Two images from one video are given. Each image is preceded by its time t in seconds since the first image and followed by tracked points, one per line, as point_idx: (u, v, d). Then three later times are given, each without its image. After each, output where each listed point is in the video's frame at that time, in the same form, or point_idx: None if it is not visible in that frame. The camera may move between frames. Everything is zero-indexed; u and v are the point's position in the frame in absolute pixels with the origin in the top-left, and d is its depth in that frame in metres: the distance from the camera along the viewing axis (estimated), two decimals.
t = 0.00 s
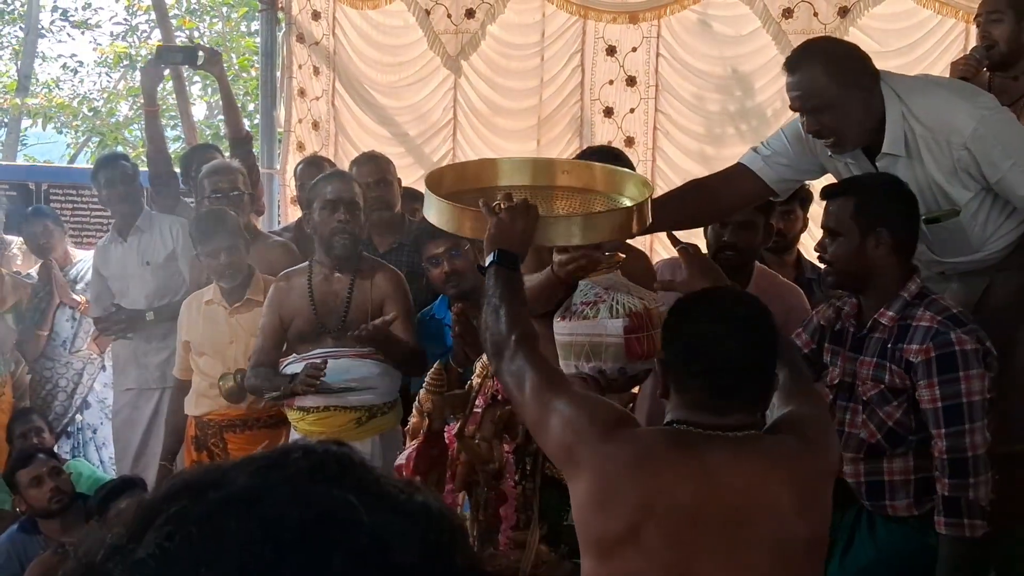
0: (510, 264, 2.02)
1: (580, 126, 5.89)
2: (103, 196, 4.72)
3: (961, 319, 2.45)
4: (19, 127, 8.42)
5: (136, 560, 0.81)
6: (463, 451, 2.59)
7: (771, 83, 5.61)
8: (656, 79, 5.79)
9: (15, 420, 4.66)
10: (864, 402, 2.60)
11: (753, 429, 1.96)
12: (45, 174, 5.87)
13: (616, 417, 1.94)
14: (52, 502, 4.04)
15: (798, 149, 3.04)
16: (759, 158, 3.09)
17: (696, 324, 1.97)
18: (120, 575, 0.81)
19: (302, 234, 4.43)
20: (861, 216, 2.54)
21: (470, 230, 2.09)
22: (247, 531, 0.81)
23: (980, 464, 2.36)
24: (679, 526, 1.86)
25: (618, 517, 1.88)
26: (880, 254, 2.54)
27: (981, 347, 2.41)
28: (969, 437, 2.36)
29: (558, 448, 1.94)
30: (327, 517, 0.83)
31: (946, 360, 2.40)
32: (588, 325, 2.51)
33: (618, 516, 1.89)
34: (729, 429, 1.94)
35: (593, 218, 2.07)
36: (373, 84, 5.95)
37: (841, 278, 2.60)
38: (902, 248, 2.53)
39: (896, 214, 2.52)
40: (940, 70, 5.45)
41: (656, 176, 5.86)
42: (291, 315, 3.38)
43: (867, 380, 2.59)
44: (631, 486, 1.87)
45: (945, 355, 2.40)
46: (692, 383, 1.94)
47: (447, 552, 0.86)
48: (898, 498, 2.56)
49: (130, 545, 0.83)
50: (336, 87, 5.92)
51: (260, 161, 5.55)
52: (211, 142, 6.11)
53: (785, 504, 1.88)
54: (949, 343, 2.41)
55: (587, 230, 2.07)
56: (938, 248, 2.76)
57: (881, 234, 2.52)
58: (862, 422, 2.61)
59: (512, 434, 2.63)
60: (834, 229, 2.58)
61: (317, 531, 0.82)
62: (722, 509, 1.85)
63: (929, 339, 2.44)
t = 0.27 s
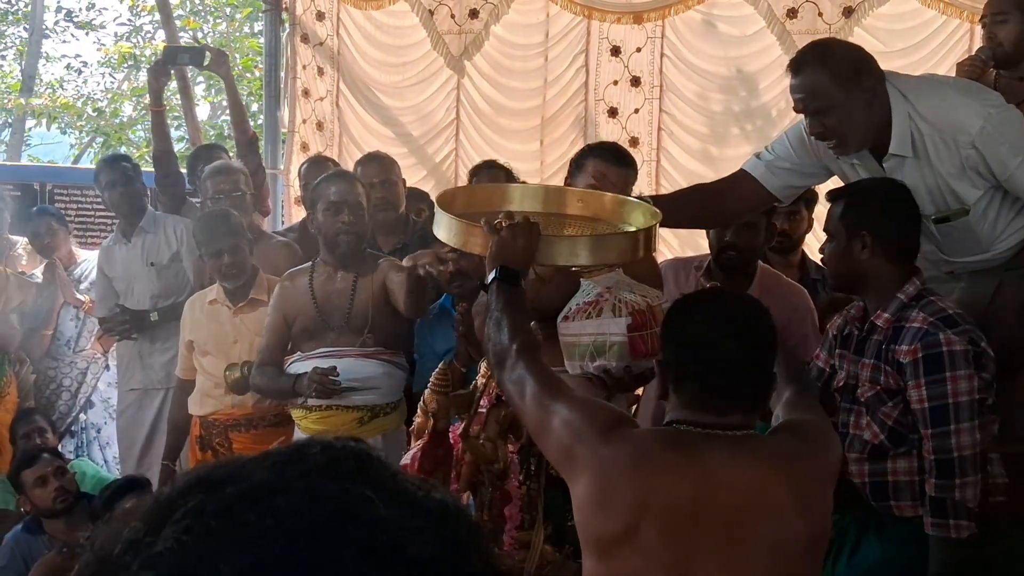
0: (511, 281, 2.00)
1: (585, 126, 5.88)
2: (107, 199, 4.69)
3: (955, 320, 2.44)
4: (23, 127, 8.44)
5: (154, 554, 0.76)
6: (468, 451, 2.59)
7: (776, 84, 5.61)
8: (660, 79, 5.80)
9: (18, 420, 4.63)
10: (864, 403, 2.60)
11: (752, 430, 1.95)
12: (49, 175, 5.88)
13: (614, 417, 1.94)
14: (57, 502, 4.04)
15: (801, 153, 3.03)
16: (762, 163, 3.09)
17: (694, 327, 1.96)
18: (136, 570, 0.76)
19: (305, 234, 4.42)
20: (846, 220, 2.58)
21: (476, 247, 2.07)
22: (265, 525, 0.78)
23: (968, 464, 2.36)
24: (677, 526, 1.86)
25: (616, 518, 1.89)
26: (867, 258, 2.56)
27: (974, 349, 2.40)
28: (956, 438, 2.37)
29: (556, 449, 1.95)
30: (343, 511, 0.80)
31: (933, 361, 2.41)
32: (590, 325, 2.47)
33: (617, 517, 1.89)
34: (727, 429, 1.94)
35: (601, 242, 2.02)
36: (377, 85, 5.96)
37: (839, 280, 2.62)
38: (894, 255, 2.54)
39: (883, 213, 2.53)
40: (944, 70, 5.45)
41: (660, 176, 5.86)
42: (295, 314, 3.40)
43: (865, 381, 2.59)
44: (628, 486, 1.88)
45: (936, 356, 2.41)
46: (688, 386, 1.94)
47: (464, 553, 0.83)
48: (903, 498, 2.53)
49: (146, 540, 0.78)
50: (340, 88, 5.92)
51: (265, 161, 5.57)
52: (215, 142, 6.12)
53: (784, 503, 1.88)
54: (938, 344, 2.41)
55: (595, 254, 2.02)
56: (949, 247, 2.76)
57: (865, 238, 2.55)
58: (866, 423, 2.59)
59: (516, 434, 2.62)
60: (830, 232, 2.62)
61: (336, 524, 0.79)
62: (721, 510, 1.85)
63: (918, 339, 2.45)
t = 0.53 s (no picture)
0: (532, 275, 1.97)
1: (588, 124, 5.89)
2: (110, 199, 4.68)
3: (959, 311, 2.44)
4: (27, 127, 8.46)
5: (207, 554, 0.69)
6: (471, 451, 2.60)
7: (781, 82, 5.60)
8: (665, 78, 5.79)
9: (20, 421, 4.61)
10: (867, 397, 2.60)
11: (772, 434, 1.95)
12: (54, 175, 5.89)
13: (629, 412, 1.95)
14: (61, 501, 4.04)
15: (809, 154, 3.06)
16: (772, 168, 3.12)
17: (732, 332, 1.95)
18: (188, 570, 0.70)
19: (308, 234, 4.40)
20: (870, 212, 2.54)
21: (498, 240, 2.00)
22: (307, 519, 0.70)
23: (964, 453, 2.36)
24: (688, 524, 1.86)
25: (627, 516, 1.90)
26: (893, 254, 2.55)
27: (976, 340, 2.39)
28: (954, 426, 2.36)
29: (571, 440, 1.96)
30: (391, 505, 0.72)
31: (933, 349, 2.41)
32: (589, 318, 2.51)
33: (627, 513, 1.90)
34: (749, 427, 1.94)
35: (623, 259, 1.97)
36: (381, 83, 5.96)
37: (851, 277, 2.61)
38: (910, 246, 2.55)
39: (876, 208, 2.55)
40: (949, 69, 5.44)
41: (664, 175, 5.85)
42: (300, 316, 3.41)
43: (868, 373, 2.60)
44: (641, 479, 1.89)
45: (937, 344, 2.40)
46: (719, 381, 1.94)
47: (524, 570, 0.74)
48: (907, 493, 2.52)
49: (199, 538, 0.72)
50: (344, 87, 5.93)
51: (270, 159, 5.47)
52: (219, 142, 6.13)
53: (795, 504, 1.88)
54: (938, 333, 2.41)
55: (614, 268, 1.97)
56: (948, 248, 2.77)
57: (894, 233, 2.54)
58: (869, 416, 2.60)
59: (520, 433, 2.61)
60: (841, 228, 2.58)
61: (386, 523, 0.70)
62: (732, 506, 1.85)
63: (919, 329, 2.45)
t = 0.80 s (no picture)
0: (560, 289, 2.08)
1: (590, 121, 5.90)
2: (111, 198, 4.78)
3: (971, 305, 2.45)
4: (30, 126, 8.47)
5: (293, 548, 0.71)
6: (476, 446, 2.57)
7: (784, 80, 5.60)
8: (667, 76, 5.80)
9: (19, 420, 4.61)
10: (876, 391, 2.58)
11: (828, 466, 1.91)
12: (56, 174, 5.93)
13: (694, 406, 1.88)
14: (65, 498, 4.04)
15: (814, 167, 2.97)
16: (778, 184, 3.00)
17: (806, 368, 1.98)
18: (272, 565, 0.72)
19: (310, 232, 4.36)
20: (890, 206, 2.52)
21: (520, 262, 2.15)
22: (417, 519, 0.71)
23: (988, 442, 2.34)
24: (736, 523, 1.78)
25: (670, 508, 1.80)
26: (906, 247, 2.54)
27: (990, 332, 2.40)
28: (976, 416, 2.35)
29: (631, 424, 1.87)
30: (495, 507, 0.73)
31: (950, 340, 2.40)
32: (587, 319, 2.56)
33: (673, 502, 1.81)
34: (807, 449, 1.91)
35: (638, 271, 2.11)
36: (384, 81, 5.96)
37: (865, 270, 2.60)
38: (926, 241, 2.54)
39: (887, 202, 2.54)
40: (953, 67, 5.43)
41: (667, 173, 5.85)
42: (303, 316, 3.40)
43: (878, 366, 2.58)
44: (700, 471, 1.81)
45: (952, 335, 2.40)
46: (788, 402, 1.94)
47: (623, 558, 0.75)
48: (916, 488, 2.53)
49: (285, 529, 0.74)
50: (346, 86, 5.93)
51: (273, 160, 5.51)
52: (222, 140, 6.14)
53: (846, 538, 1.81)
54: (955, 325, 2.41)
55: (632, 281, 2.11)
56: (952, 249, 2.77)
57: (911, 226, 2.53)
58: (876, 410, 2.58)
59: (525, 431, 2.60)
60: (856, 221, 2.57)
61: (495, 531, 0.72)
62: (783, 510, 1.79)
63: (934, 321, 2.45)
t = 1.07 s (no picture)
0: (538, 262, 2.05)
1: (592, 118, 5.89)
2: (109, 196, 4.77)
3: (985, 294, 2.45)
4: (32, 124, 8.46)
5: (337, 550, 0.67)
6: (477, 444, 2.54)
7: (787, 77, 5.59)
8: (669, 73, 5.79)
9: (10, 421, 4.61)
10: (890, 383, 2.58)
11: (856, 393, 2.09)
12: (58, 172, 5.94)
13: (728, 366, 2.08)
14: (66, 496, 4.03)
15: (816, 162, 2.97)
16: (779, 177, 2.99)
17: (821, 308, 2.16)
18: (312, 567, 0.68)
19: (312, 229, 4.35)
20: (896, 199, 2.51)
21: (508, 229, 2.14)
22: (481, 518, 0.68)
23: (994, 429, 2.33)
24: (790, 462, 1.97)
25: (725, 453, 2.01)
26: (915, 239, 2.52)
27: (1004, 321, 2.40)
28: (984, 404, 2.35)
29: (674, 386, 2.06)
30: (548, 504, 0.70)
31: (965, 329, 2.40)
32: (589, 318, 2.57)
33: (719, 493, 2.01)
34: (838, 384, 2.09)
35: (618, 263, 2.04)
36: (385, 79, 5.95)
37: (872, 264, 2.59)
38: (935, 234, 2.53)
39: (892, 196, 2.52)
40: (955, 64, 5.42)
41: (669, 170, 5.84)
42: (304, 314, 3.39)
43: (894, 359, 2.57)
44: (743, 419, 2.01)
45: (964, 325, 2.41)
46: (813, 344, 2.11)
47: (670, 557, 0.74)
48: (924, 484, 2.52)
49: (327, 528, 0.70)
50: (348, 83, 5.92)
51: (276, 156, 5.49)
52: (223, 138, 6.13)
53: (883, 451, 2.00)
54: (968, 313, 2.41)
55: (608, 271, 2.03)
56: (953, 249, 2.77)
57: (919, 218, 2.52)
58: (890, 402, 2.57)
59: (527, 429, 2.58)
60: (863, 215, 2.56)
61: (556, 524, 0.69)
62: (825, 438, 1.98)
63: (948, 310, 2.44)
